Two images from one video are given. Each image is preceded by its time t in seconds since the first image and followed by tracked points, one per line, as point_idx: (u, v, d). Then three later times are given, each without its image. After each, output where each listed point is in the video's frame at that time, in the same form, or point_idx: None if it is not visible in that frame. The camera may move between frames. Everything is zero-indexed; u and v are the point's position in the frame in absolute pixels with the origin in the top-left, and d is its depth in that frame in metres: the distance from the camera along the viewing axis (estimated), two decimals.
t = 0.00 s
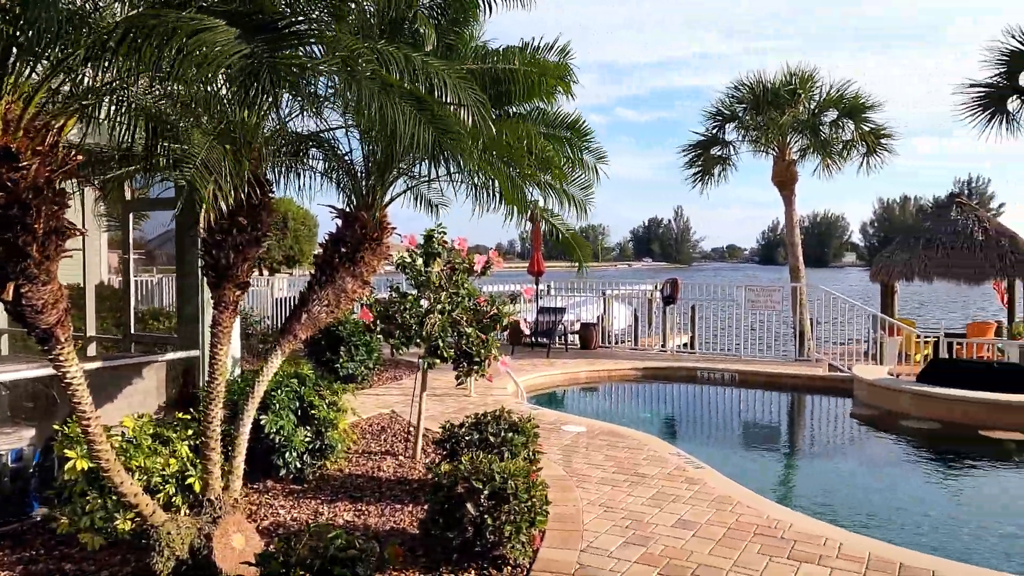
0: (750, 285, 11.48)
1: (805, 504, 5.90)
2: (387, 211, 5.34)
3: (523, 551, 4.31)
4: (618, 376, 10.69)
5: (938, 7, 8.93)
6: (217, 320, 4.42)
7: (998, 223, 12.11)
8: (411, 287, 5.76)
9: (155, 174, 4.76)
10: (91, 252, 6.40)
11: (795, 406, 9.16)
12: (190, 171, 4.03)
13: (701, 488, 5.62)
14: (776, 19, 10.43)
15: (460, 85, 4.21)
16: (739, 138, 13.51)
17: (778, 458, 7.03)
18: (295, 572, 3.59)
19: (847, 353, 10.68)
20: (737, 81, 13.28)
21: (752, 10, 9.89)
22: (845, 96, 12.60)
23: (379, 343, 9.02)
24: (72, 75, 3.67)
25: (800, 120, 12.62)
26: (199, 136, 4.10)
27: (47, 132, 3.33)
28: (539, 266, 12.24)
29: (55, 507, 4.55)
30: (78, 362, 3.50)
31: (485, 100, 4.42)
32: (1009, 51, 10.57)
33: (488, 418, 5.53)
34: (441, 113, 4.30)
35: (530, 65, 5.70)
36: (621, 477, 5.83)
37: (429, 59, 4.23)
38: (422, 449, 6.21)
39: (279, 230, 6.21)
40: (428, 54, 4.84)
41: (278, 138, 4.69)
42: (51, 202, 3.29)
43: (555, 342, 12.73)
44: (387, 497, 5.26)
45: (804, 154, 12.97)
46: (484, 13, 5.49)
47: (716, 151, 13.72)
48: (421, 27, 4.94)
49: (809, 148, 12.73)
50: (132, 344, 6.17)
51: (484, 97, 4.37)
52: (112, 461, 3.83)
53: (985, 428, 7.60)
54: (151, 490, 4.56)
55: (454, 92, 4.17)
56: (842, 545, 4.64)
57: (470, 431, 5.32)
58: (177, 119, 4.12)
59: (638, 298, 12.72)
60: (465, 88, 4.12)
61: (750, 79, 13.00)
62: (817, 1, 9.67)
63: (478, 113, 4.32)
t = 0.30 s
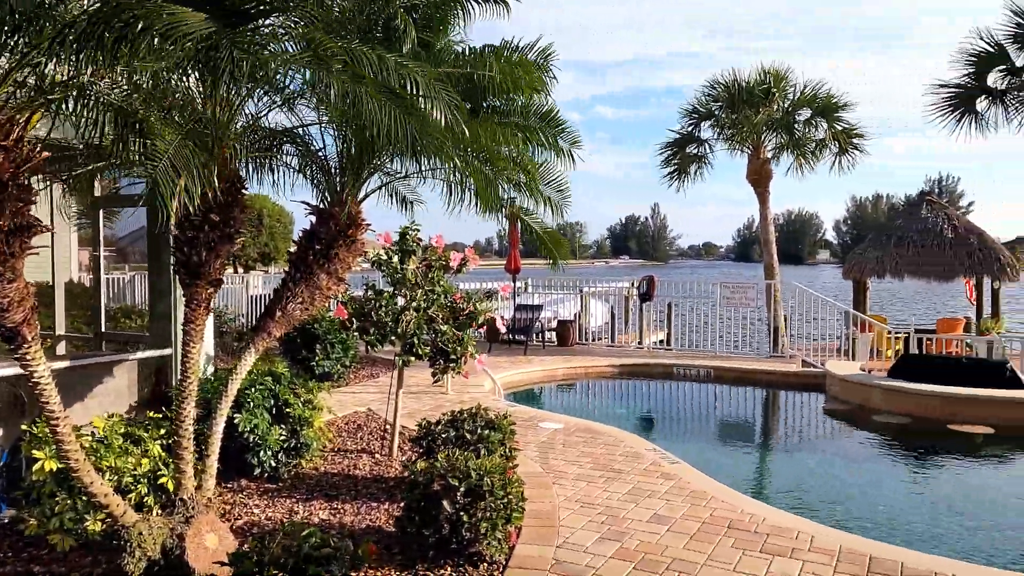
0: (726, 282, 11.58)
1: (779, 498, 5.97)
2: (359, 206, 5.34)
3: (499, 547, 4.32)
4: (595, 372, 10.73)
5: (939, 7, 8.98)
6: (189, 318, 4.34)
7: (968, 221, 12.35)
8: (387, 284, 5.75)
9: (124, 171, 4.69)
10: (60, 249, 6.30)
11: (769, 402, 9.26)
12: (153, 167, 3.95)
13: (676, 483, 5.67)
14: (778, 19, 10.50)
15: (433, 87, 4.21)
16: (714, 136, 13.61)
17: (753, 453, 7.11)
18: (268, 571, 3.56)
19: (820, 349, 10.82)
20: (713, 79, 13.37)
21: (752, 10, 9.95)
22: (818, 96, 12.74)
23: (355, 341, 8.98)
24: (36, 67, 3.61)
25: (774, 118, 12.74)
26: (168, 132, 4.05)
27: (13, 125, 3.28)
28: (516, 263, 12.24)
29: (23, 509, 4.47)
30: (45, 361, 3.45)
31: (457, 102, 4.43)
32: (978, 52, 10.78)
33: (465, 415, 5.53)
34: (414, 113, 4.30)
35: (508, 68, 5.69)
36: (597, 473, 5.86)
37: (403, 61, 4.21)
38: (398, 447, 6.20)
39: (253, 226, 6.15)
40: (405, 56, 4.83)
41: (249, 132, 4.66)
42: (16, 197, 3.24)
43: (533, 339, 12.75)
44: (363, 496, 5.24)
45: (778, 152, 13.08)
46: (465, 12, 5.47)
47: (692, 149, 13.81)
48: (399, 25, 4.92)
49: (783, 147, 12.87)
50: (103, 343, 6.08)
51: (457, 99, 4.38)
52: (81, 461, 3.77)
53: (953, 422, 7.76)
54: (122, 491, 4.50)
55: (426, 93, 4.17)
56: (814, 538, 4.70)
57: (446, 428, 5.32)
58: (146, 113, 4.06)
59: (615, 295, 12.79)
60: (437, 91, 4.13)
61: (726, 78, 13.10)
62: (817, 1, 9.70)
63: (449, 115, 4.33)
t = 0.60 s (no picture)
0: (701, 280, 11.66)
1: (752, 494, 6.04)
2: (334, 204, 5.34)
3: (473, 544, 4.32)
4: (572, 369, 10.77)
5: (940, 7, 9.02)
6: (159, 316, 4.28)
7: (937, 219, 12.58)
8: (362, 282, 5.71)
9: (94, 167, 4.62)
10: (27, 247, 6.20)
11: (743, 398, 9.36)
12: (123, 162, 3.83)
13: (650, 479, 5.71)
14: (778, 19, 10.33)
15: (404, 91, 4.21)
16: (689, 135, 13.70)
17: (726, 448, 7.18)
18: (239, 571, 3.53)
19: (793, 346, 10.94)
20: (688, 78, 13.48)
21: (752, 11, 9.89)
22: (792, 95, 12.88)
23: (330, 340, 8.94)
24: None
25: (748, 117, 12.88)
26: (141, 128, 3.95)
27: None
28: (493, 261, 12.23)
29: None
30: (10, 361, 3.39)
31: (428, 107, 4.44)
32: (946, 54, 10.98)
33: (440, 413, 5.52)
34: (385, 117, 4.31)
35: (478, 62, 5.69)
36: (573, 470, 5.88)
37: (375, 64, 4.21)
38: (374, 446, 6.18)
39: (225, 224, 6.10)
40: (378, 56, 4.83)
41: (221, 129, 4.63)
42: None
43: (509, 337, 12.78)
44: (338, 495, 5.22)
45: (751, 151, 13.21)
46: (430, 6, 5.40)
47: (667, 147, 13.91)
48: (370, 18, 4.89)
49: (757, 146, 13.02)
50: (72, 342, 6.00)
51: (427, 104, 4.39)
52: (49, 462, 3.71)
53: (921, 416, 7.89)
54: (90, 492, 4.43)
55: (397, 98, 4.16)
56: (785, 531, 4.76)
57: (422, 426, 5.31)
58: (115, 110, 3.96)
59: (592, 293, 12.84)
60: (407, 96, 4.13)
61: (700, 77, 13.20)
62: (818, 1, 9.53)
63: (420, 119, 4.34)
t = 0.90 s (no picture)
0: (675, 277, 11.74)
1: (725, 488, 6.10)
2: (308, 201, 5.32)
3: (447, 541, 4.32)
4: (547, 366, 10.80)
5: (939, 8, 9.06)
6: (129, 313, 4.20)
7: (904, 217, 12.83)
8: (336, 280, 5.67)
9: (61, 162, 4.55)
10: None
11: (716, 394, 9.46)
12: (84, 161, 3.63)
13: (624, 474, 5.75)
14: (775, 18, 10.23)
15: (375, 75, 4.33)
16: (663, 133, 13.78)
17: (699, 443, 7.26)
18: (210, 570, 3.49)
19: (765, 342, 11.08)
20: (662, 76, 13.54)
21: (750, 10, 9.86)
22: (763, 94, 13.01)
23: (304, 337, 8.89)
24: None
25: (721, 115, 12.99)
26: (103, 123, 3.74)
27: None
28: (468, 258, 12.20)
29: None
30: None
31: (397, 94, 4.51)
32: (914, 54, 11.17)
33: (414, 411, 5.52)
34: (357, 104, 4.37)
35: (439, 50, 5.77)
36: (547, 466, 5.91)
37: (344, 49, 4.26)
38: (348, 444, 6.15)
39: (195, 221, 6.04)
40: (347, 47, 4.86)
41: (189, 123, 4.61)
42: None
43: (485, 334, 12.79)
44: (311, 493, 5.19)
45: (724, 150, 13.38)
46: None
47: (641, 145, 13.97)
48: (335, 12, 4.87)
49: (729, 144, 13.17)
50: (37, 341, 5.90)
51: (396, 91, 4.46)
52: (13, 462, 3.65)
53: (890, 411, 8.04)
54: (57, 493, 4.36)
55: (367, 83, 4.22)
56: (756, 525, 4.82)
57: (396, 424, 5.30)
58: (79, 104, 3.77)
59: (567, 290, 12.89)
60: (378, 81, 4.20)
61: (673, 75, 13.29)
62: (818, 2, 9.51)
63: (391, 103, 4.41)
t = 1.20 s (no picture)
0: (648, 273, 11.82)
1: (699, 482, 6.17)
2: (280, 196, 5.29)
3: (422, 538, 4.32)
4: (521, 363, 10.81)
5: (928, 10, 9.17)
6: (97, 311, 4.15)
7: (873, 213, 13.07)
8: (309, 276, 5.63)
9: (26, 154, 4.46)
10: None
11: (690, 389, 9.55)
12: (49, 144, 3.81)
13: (598, 469, 5.80)
14: (772, 16, 10.21)
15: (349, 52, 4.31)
16: (637, 130, 13.84)
17: (673, 438, 7.33)
18: (181, 570, 3.46)
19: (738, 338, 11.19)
20: (636, 75, 13.61)
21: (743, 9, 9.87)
22: (736, 92, 13.13)
23: (278, 334, 8.82)
24: None
25: (695, 114, 13.10)
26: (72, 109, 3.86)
27: None
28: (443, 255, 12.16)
29: None
30: None
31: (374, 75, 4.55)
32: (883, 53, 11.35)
33: (389, 408, 5.50)
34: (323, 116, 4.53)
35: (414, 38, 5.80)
36: (522, 462, 5.93)
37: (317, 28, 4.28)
38: (322, 441, 6.13)
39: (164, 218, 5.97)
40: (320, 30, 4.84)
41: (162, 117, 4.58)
42: None
43: (460, 330, 12.78)
44: (285, 491, 5.16)
45: (698, 147, 13.61)
46: None
47: (616, 142, 14.05)
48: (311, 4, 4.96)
49: (702, 142, 13.38)
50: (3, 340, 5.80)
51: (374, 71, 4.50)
52: None
53: (859, 404, 8.19)
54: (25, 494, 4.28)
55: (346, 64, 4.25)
56: (728, 518, 4.88)
57: (370, 421, 5.28)
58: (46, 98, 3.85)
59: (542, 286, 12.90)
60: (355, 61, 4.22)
61: (647, 74, 13.36)
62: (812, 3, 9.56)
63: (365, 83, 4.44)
